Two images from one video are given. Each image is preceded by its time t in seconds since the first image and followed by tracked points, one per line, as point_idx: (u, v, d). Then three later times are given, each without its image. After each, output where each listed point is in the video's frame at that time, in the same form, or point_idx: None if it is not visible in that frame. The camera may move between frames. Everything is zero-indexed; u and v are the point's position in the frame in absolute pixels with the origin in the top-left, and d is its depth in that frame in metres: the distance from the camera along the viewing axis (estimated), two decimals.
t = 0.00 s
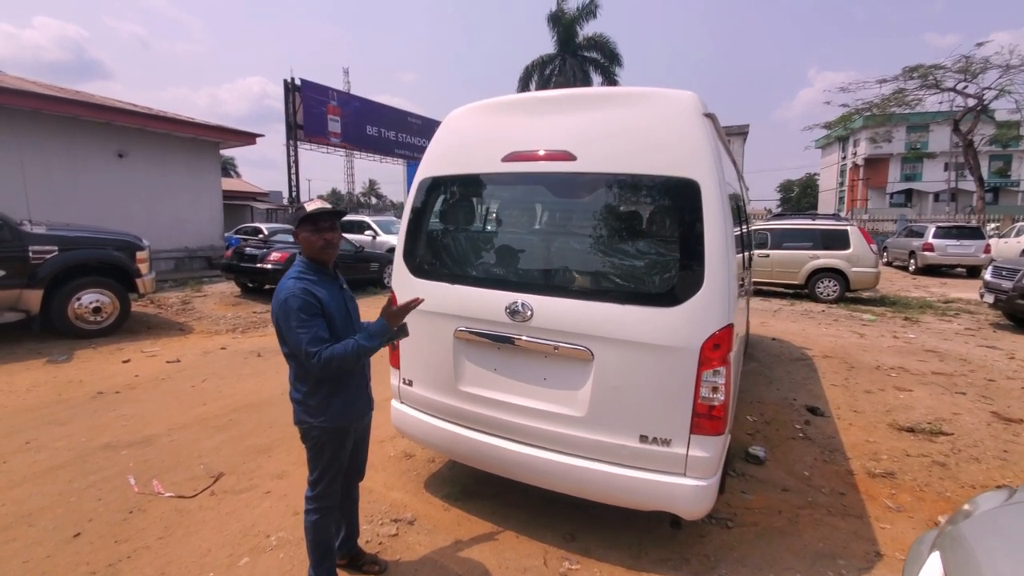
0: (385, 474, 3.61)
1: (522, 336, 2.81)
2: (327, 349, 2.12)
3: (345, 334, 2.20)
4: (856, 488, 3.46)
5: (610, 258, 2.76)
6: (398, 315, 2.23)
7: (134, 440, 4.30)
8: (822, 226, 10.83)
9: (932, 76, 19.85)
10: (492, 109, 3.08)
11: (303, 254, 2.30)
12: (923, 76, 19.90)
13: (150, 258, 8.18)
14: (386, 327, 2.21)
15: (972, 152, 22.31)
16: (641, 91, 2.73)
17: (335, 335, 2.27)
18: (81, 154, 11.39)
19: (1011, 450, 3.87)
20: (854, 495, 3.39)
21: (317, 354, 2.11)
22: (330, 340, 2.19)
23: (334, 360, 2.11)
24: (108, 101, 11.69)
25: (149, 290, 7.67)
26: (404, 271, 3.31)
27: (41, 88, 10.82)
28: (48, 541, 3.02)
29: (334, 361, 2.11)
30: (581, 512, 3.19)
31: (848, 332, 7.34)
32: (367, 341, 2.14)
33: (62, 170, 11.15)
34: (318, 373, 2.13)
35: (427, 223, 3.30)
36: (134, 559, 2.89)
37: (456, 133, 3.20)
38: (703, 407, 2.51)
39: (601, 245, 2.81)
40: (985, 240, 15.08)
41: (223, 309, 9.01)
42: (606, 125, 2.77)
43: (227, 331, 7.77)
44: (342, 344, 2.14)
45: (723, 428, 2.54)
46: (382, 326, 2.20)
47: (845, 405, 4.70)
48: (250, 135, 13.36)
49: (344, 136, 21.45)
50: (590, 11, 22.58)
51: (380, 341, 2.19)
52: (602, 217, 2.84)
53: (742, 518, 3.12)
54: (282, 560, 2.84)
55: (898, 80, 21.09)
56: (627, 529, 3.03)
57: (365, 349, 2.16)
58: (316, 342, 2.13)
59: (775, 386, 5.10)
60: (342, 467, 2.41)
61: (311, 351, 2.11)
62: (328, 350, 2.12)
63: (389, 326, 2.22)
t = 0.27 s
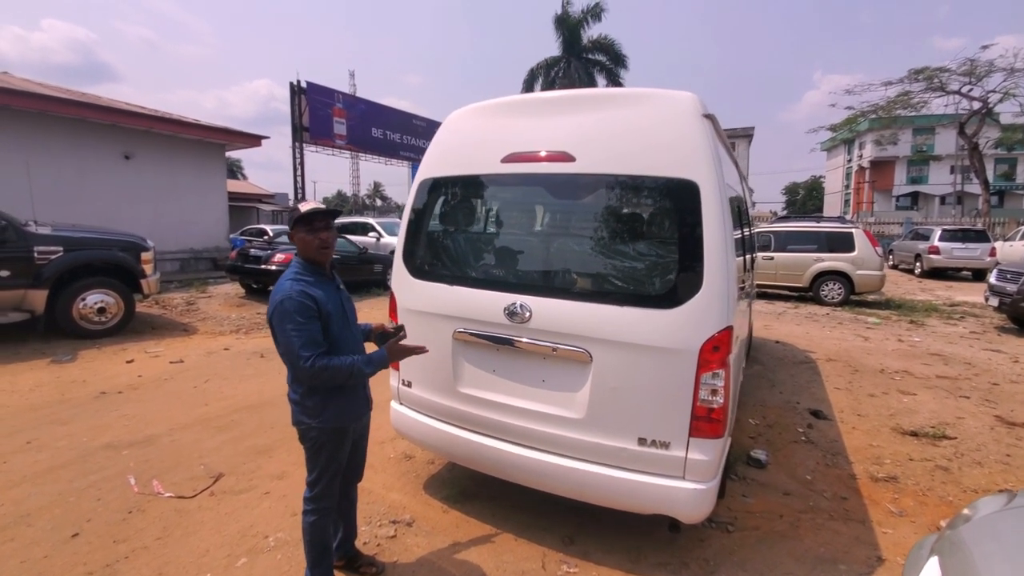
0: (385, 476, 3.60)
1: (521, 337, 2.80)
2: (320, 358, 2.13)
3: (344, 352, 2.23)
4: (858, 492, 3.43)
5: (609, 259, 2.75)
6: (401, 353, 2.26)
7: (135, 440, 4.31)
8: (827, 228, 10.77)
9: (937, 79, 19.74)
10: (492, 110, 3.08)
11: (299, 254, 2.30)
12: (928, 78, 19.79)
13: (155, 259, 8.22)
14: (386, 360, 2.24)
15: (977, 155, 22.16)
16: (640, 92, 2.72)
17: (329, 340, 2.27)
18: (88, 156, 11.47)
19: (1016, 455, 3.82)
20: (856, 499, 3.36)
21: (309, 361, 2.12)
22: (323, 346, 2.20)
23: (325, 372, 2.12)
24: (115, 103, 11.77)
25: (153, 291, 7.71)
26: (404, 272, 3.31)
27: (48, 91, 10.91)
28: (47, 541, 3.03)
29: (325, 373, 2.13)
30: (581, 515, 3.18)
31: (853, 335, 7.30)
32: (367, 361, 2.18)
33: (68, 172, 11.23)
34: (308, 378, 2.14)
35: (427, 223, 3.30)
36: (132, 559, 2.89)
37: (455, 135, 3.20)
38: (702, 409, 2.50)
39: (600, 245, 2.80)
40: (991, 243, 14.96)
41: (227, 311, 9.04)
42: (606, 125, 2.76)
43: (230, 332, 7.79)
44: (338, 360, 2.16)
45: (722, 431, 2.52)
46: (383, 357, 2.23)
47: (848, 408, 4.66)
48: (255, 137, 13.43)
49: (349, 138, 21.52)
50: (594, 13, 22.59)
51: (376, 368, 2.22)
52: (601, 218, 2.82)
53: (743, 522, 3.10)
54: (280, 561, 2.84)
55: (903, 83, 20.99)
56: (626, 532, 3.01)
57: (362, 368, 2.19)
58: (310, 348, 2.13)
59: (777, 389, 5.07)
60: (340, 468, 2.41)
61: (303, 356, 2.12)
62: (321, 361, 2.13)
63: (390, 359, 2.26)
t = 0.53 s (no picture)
0: (390, 475, 3.60)
1: (525, 337, 2.79)
2: (322, 345, 2.11)
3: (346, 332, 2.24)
4: (870, 497, 3.36)
5: (614, 259, 2.72)
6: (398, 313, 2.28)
7: (147, 436, 4.36)
8: (842, 228, 10.62)
9: (956, 77, 19.39)
10: (498, 110, 3.07)
11: (301, 253, 2.31)
12: (947, 77, 19.44)
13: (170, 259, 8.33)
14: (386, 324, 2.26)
15: (997, 155, 21.74)
16: (645, 89, 2.70)
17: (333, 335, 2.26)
18: (105, 157, 11.65)
19: None
20: (868, 504, 3.30)
21: (311, 351, 2.10)
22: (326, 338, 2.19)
23: (328, 357, 2.10)
24: (132, 106, 11.95)
25: (167, 290, 7.80)
26: (409, 272, 3.31)
27: (67, 94, 11.10)
28: (58, 535, 3.07)
29: (329, 358, 2.10)
30: (586, 517, 3.15)
31: (868, 337, 7.18)
32: (368, 335, 2.17)
33: (87, 173, 11.42)
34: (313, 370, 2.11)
35: (433, 223, 3.30)
36: (140, 554, 2.92)
37: (461, 134, 3.19)
38: (707, 411, 2.46)
39: (605, 245, 2.77)
40: (1011, 244, 14.66)
41: (240, 310, 9.13)
42: (612, 123, 2.73)
43: (243, 331, 7.86)
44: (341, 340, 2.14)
45: (728, 433, 2.48)
46: (382, 322, 2.25)
47: (861, 411, 4.58)
48: (269, 139, 13.56)
49: (362, 140, 21.66)
50: (606, 14, 22.52)
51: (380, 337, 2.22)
52: (606, 217, 2.80)
53: (751, 526, 3.05)
54: (284, 558, 2.85)
55: (921, 81, 20.64)
56: (631, 535, 2.98)
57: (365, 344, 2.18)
58: (311, 339, 2.12)
59: (789, 392, 4.99)
60: (341, 466, 2.41)
61: (305, 348, 2.10)
62: (323, 347, 2.11)
63: (389, 324, 2.27)
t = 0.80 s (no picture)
0: (393, 475, 3.61)
1: (525, 337, 2.79)
2: (307, 340, 2.11)
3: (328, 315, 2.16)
4: (876, 500, 3.33)
5: (614, 259, 2.71)
6: (345, 293, 1.99)
7: (154, 436, 4.40)
8: (851, 229, 10.52)
9: (968, 76, 19.16)
10: (500, 111, 3.07)
11: (303, 252, 2.32)
12: (958, 76, 19.22)
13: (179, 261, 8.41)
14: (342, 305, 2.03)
15: (1010, 155, 21.46)
16: (646, 89, 2.69)
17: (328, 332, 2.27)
18: (117, 161, 11.79)
19: None
20: (874, 507, 3.26)
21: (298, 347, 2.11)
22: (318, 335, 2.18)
23: (310, 351, 2.08)
24: (143, 110, 12.09)
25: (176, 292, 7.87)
26: (411, 272, 3.32)
27: (80, 98, 11.25)
28: (64, 532, 3.11)
29: (309, 352, 2.08)
30: (587, 518, 3.14)
31: (877, 339, 7.10)
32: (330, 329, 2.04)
33: (99, 177, 11.56)
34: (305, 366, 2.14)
35: (435, 224, 3.30)
36: (145, 551, 2.94)
37: (463, 135, 3.20)
38: (708, 411, 2.44)
39: (605, 245, 2.76)
40: None
41: (248, 311, 9.20)
42: (612, 123, 2.73)
43: (250, 332, 7.92)
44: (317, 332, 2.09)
45: (728, 434, 2.46)
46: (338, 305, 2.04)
47: (868, 414, 4.53)
48: (278, 142, 13.67)
49: (370, 142, 21.78)
50: (613, 15, 22.50)
51: (339, 323, 2.04)
52: (607, 217, 2.79)
53: (754, 529, 3.02)
54: (286, 556, 2.86)
55: (932, 81, 20.43)
56: (632, 536, 2.96)
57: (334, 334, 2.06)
58: (300, 336, 2.13)
59: (795, 394, 4.95)
60: (339, 465, 2.41)
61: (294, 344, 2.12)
62: (307, 341, 2.09)
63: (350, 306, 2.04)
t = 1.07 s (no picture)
0: (395, 475, 3.62)
1: (526, 338, 2.79)
2: (292, 356, 2.13)
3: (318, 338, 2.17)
4: (881, 503, 3.30)
5: (615, 260, 2.71)
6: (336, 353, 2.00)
7: (159, 436, 4.42)
8: (857, 232, 10.47)
9: (975, 78, 19.05)
10: (503, 112, 3.08)
11: (302, 255, 2.34)
12: (966, 78, 19.10)
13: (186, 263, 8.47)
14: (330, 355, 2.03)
15: (1019, 157, 21.29)
16: (647, 91, 2.69)
17: (320, 339, 2.27)
18: (125, 165, 11.90)
19: None
20: (878, 510, 3.23)
21: (283, 360, 2.15)
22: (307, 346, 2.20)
23: (291, 372, 2.12)
24: (152, 114, 12.20)
25: (183, 294, 7.93)
26: (413, 274, 3.33)
27: (89, 103, 11.37)
28: (69, 531, 3.13)
29: (291, 373, 2.12)
30: (589, 520, 3.13)
31: (883, 342, 7.06)
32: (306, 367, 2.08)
33: (107, 180, 11.67)
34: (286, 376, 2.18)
35: (438, 226, 3.31)
36: (148, 550, 2.96)
37: (466, 137, 3.22)
38: (708, 413, 2.44)
39: (607, 246, 2.76)
40: None
41: (254, 314, 9.25)
42: (614, 125, 2.73)
43: (256, 334, 7.96)
44: (301, 357, 2.11)
45: (730, 436, 2.45)
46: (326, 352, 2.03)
47: (874, 417, 4.50)
48: (285, 146, 13.76)
49: (376, 146, 21.88)
50: (618, 19, 22.54)
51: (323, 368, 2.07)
52: (608, 219, 2.79)
53: (757, 532, 3.00)
54: (287, 556, 2.87)
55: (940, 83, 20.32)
56: (634, 538, 2.95)
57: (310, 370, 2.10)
58: (287, 348, 2.15)
59: (800, 397, 4.92)
60: (338, 466, 2.42)
61: (280, 355, 2.15)
62: (290, 360, 2.13)
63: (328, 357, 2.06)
